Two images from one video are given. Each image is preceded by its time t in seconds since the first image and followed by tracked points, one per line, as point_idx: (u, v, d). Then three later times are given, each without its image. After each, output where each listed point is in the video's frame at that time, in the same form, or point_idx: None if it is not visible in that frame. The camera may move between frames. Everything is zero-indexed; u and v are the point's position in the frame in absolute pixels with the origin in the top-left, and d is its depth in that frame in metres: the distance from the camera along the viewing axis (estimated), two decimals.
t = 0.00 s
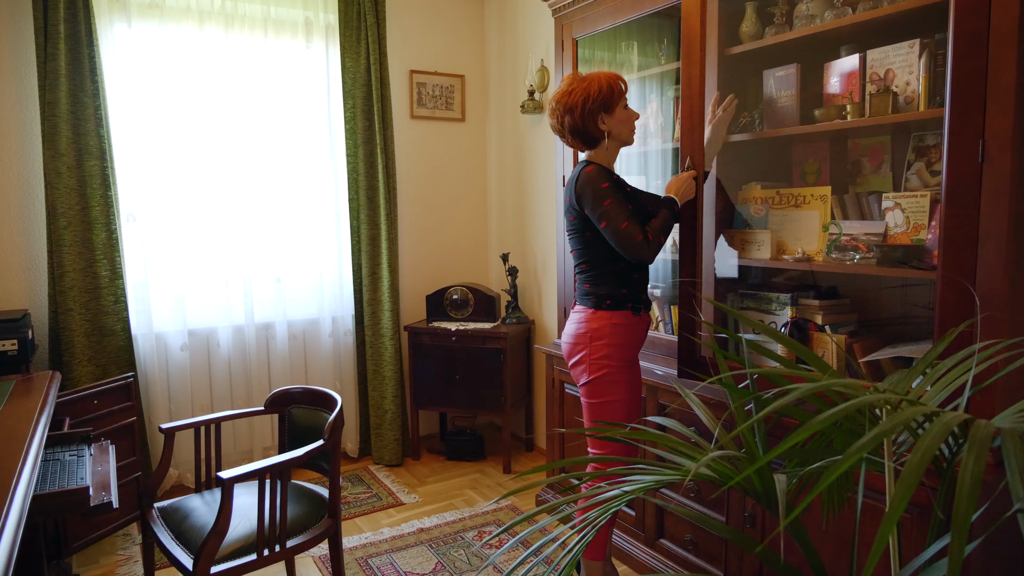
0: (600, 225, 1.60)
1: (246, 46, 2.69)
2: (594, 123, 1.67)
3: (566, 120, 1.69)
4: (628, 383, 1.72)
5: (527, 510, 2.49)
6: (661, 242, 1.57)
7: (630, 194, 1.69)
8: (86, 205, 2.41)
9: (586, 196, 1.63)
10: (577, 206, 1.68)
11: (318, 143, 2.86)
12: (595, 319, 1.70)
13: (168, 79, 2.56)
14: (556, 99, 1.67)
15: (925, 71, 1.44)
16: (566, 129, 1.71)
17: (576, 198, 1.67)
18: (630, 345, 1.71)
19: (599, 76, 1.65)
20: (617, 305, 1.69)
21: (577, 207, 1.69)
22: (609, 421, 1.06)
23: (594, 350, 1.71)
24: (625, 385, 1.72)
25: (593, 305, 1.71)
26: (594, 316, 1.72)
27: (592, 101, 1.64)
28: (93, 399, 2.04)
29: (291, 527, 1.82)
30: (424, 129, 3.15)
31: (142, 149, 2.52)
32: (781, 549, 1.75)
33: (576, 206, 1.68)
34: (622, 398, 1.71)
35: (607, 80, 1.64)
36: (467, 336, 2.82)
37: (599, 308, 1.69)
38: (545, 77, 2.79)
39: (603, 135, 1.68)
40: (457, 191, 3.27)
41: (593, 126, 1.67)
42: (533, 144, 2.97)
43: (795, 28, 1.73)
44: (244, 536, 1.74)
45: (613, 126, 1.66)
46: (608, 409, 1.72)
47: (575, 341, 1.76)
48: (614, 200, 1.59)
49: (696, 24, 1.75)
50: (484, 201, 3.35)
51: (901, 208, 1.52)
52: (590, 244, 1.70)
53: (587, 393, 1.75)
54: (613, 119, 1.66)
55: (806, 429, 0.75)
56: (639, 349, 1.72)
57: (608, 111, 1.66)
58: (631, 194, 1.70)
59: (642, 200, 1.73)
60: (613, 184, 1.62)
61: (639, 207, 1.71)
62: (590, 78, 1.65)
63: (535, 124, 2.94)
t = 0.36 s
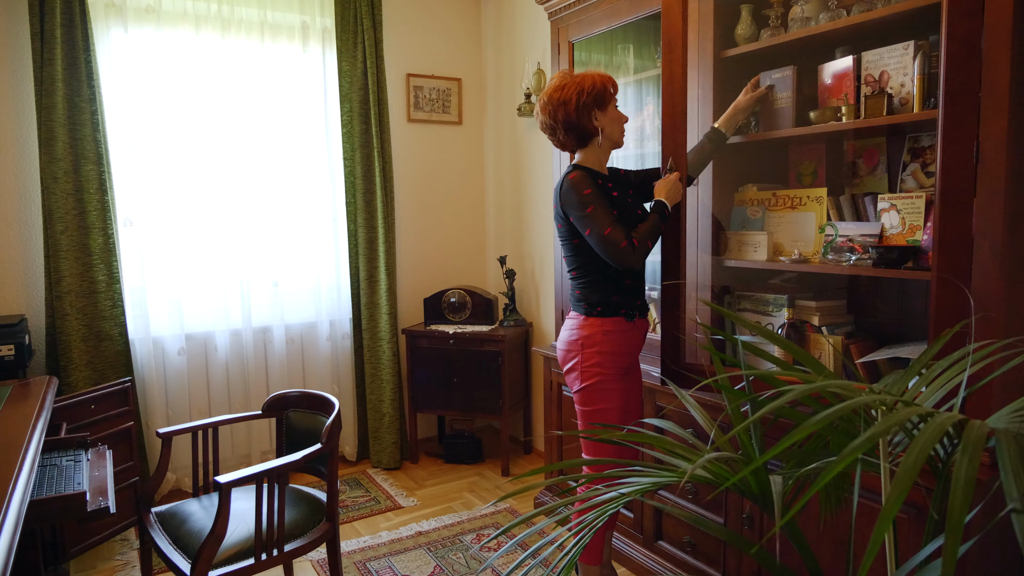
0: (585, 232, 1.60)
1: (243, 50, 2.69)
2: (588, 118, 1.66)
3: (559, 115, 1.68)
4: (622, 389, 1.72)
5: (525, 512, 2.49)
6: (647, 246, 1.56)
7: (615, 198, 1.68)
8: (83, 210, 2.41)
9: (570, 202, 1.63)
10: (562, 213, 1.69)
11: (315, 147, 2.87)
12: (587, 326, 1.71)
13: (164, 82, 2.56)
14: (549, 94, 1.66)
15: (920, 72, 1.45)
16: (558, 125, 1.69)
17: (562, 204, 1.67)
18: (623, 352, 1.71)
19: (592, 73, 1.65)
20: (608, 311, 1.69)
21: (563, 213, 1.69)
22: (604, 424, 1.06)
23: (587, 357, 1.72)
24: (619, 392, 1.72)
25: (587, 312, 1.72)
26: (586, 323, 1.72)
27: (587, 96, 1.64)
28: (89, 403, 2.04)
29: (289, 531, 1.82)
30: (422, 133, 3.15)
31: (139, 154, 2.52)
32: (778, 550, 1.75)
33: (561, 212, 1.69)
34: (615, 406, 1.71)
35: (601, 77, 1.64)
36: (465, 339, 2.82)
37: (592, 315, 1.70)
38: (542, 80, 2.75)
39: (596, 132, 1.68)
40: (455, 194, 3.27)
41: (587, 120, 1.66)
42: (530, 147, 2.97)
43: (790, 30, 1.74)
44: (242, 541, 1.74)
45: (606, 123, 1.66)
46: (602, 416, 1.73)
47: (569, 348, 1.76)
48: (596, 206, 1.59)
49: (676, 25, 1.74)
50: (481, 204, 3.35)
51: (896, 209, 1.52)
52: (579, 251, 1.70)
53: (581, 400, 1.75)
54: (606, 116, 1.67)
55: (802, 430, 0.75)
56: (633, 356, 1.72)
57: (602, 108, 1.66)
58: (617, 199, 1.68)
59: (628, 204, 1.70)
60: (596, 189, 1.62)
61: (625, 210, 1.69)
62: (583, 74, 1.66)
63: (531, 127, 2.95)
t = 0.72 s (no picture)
0: (581, 239, 1.60)
1: (242, 57, 2.71)
2: (583, 124, 1.67)
3: (554, 120, 1.68)
4: (620, 397, 1.73)
5: (525, 518, 2.49)
6: (642, 254, 1.57)
7: (610, 206, 1.69)
8: (83, 217, 2.41)
9: (566, 210, 1.63)
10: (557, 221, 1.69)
11: (314, 154, 2.87)
12: (584, 334, 1.71)
13: (163, 90, 2.57)
14: (543, 99, 1.66)
15: (915, 79, 1.46)
16: (552, 131, 1.70)
17: (556, 213, 1.68)
18: (620, 360, 1.71)
19: (588, 80, 1.67)
20: (605, 319, 1.70)
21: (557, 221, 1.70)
22: (601, 431, 1.06)
23: (584, 365, 1.72)
24: (617, 397, 1.72)
25: (583, 320, 1.72)
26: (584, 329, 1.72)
27: (581, 102, 1.65)
28: (88, 411, 2.04)
29: (289, 538, 1.82)
30: (420, 139, 3.16)
31: (138, 162, 2.53)
32: (776, 555, 1.75)
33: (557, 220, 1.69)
34: (613, 413, 1.72)
35: (595, 84, 1.66)
36: (464, 344, 2.82)
37: (589, 323, 1.70)
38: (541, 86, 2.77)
39: (591, 138, 1.69)
40: (453, 200, 3.28)
41: (581, 126, 1.67)
42: (529, 153, 2.98)
43: (787, 37, 1.75)
44: (242, 548, 1.74)
45: (601, 129, 1.67)
46: (600, 423, 1.73)
47: (566, 356, 1.76)
48: (591, 213, 1.60)
49: (669, 28, 1.78)
50: (480, 210, 3.36)
51: (893, 215, 1.53)
52: (574, 258, 1.70)
53: (578, 408, 1.75)
54: (600, 123, 1.68)
55: (798, 434, 0.76)
56: (630, 363, 1.72)
57: (596, 115, 1.67)
58: (612, 206, 1.68)
59: (624, 211, 1.71)
60: (590, 197, 1.63)
61: (619, 217, 1.70)
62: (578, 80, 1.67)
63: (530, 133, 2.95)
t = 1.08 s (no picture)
0: (590, 245, 1.60)
1: (250, 64, 2.73)
2: (590, 130, 1.67)
3: (561, 126, 1.69)
4: (626, 401, 1.73)
5: (531, 523, 2.49)
6: (653, 258, 1.57)
7: (617, 211, 1.69)
8: (92, 223, 2.43)
9: (574, 216, 1.64)
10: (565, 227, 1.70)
11: (322, 159, 2.89)
12: (591, 339, 1.72)
13: (172, 97, 2.59)
14: (551, 105, 1.67)
15: (921, 84, 1.46)
16: (559, 136, 1.70)
17: (563, 219, 1.68)
18: (627, 365, 1.72)
19: (595, 86, 1.67)
20: (611, 324, 1.70)
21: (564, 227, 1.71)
22: (609, 436, 1.06)
23: (590, 370, 1.73)
24: (624, 402, 1.72)
25: (589, 325, 1.73)
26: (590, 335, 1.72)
27: (589, 109, 1.65)
28: (98, 416, 2.06)
29: (297, 542, 1.82)
30: (427, 145, 3.17)
31: (148, 168, 2.55)
32: (784, 561, 1.75)
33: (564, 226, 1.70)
34: (620, 417, 1.72)
35: (603, 90, 1.66)
36: (471, 349, 2.83)
37: (595, 328, 1.71)
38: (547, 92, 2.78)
39: (597, 145, 1.70)
40: (460, 205, 3.29)
41: (588, 133, 1.68)
42: (535, 159, 2.99)
43: (793, 42, 1.75)
44: (250, 552, 1.75)
45: (608, 136, 1.68)
46: (607, 428, 1.73)
47: (572, 361, 1.77)
48: (599, 219, 1.60)
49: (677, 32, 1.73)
50: (487, 215, 3.37)
51: (900, 219, 1.53)
52: (581, 264, 1.71)
53: (584, 413, 1.76)
54: (607, 129, 1.69)
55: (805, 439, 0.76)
56: (636, 368, 1.73)
57: (603, 121, 1.68)
58: (618, 211, 1.68)
59: (630, 217, 1.71)
60: (598, 203, 1.63)
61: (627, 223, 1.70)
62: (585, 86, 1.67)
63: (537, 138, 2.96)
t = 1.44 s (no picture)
0: (613, 240, 1.60)
1: (257, 64, 2.74)
2: (602, 132, 1.68)
3: (573, 126, 1.68)
4: (636, 397, 1.73)
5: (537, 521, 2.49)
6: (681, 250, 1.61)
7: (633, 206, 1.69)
8: (100, 222, 2.44)
9: (592, 212, 1.63)
10: (580, 223, 1.68)
11: (328, 159, 2.90)
12: (600, 336, 1.72)
13: (179, 97, 2.60)
14: (564, 105, 1.66)
15: (928, 80, 1.45)
16: (571, 136, 1.70)
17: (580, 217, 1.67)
18: (636, 361, 1.72)
19: (607, 86, 1.67)
20: (620, 320, 1.70)
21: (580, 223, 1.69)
22: (617, 433, 1.06)
23: (600, 366, 1.72)
24: (633, 399, 1.73)
25: (598, 322, 1.73)
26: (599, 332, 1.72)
27: (602, 110, 1.65)
28: (106, 414, 2.07)
29: (304, 540, 1.83)
30: (432, 143, 3.18)
31: (155, 168, 2.56)
32: (791, 559, 1.75)
33: (580, 222, 1.68)
34: (629, 414, 1.72)
35: (616, 92, 1.66)
36: (476, 348, 2.83)
37: (604, 324, 1.71)
38: (552, 91, 2.78)
39: (607, 147, 1.70)
40: (466, 204, 3.29)
41: (600, 135, 1.68)
42: (540, 157, 2.99)
43: (799, 39, 1.75)
44: (257, 549, 1.76)
45: (619, 136, 1.68)
46: (617, 424, 1.73)
47: (581, 358, 1.77)
48: (621, 214, 1.61)
49: (697, 38, 1.82)
50: (493, 214, 3.37)
51: (907, 217, 1.52)
52: (593, 260, 1.70)
53: (593, 409, 1.76)
54: (617, 131, 1.69)
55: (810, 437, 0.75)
56: (645, 364, 1.73)
57: (614, 123, 1.68)
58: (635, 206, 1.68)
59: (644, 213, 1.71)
60: (616, 198, 1.63)
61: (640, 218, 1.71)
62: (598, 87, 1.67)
63: (543, 137, 2.96)
